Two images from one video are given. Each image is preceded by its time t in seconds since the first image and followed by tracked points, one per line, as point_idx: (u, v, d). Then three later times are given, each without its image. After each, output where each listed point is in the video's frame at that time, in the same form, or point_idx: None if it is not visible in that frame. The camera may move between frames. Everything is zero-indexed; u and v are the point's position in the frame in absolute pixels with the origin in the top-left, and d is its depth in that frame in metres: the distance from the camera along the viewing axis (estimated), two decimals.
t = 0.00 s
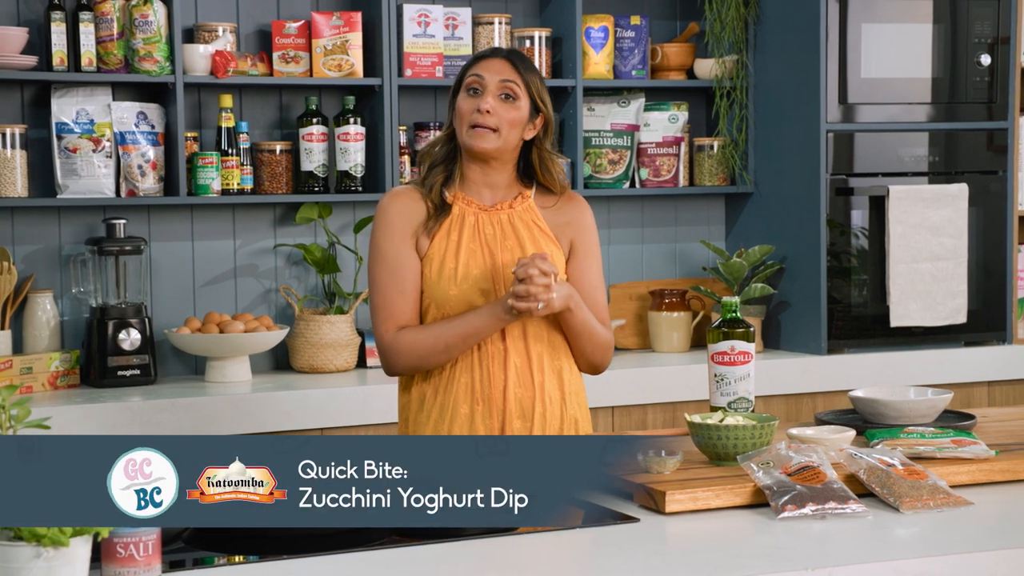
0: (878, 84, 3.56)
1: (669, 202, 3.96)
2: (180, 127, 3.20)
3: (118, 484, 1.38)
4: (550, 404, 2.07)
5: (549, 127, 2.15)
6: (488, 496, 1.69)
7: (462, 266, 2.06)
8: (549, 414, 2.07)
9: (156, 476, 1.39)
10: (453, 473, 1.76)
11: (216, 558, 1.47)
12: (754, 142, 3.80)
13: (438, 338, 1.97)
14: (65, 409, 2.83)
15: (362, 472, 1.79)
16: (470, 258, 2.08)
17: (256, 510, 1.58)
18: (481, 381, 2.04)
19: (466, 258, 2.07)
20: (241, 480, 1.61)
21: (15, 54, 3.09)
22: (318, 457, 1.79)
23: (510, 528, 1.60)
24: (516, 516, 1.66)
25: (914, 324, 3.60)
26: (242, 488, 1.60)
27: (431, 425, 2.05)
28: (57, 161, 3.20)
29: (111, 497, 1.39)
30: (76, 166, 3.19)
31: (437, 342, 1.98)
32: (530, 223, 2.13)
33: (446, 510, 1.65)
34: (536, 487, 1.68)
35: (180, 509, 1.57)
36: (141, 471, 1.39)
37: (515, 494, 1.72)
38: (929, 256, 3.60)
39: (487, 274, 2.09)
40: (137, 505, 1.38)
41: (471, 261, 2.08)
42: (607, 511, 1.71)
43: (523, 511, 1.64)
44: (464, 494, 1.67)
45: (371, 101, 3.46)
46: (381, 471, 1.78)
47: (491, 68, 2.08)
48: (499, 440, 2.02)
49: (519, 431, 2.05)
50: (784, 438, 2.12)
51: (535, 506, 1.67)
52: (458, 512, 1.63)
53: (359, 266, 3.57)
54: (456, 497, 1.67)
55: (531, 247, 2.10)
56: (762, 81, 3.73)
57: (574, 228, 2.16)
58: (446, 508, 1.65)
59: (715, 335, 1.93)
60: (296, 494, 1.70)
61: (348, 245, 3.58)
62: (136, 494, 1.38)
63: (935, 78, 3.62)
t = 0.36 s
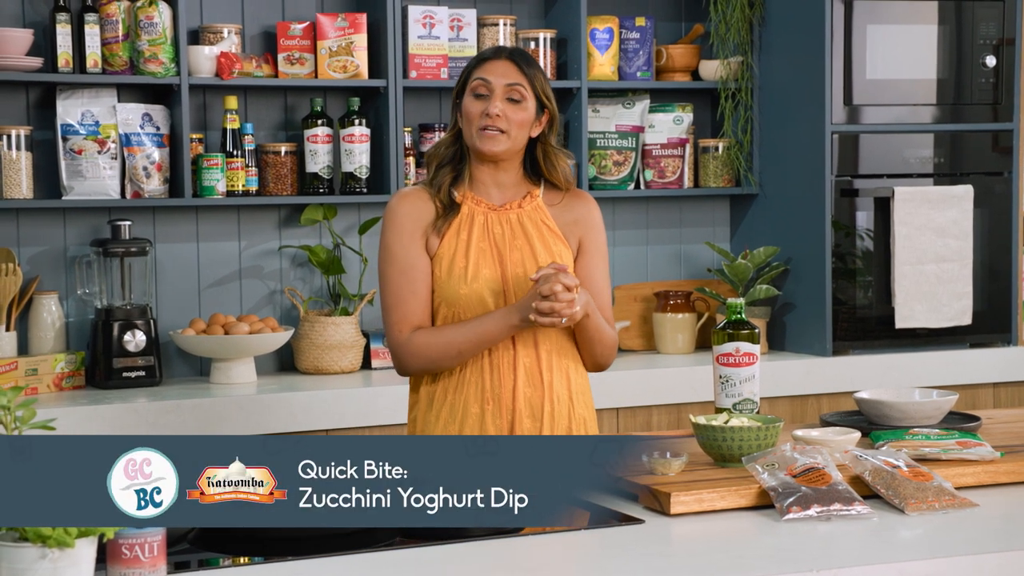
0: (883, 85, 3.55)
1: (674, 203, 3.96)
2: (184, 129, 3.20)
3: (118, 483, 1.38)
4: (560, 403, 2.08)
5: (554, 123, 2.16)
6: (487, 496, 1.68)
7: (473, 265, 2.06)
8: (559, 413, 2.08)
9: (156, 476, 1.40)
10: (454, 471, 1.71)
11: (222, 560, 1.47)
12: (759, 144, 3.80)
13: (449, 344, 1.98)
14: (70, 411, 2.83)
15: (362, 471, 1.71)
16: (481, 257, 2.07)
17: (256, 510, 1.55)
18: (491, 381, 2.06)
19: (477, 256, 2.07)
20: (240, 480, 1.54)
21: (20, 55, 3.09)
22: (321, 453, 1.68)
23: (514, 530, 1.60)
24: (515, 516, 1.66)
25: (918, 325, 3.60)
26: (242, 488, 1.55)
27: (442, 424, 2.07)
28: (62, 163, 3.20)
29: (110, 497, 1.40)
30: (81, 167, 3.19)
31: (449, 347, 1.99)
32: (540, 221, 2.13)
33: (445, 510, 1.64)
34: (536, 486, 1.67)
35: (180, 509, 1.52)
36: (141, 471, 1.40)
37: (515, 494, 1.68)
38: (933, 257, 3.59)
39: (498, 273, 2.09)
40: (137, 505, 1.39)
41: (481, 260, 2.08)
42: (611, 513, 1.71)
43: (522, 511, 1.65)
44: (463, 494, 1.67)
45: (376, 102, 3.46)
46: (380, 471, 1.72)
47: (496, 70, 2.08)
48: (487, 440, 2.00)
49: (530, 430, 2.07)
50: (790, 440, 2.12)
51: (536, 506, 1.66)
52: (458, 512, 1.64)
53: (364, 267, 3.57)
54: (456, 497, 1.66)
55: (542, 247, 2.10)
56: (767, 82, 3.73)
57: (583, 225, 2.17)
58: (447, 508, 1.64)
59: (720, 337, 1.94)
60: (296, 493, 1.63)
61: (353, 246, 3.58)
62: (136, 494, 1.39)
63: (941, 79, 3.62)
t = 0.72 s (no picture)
0: (886, 85, 3.55)
1: (677, 202, 3.96)
2: (187, 128, 3.20)
3: (118, 483, 1.40)
4: (562, 402, 2.10)
5: (557, 122, 2.16)
6: (488, 496, 1.66)
7: (475, 265, 2.08)
8: (562, 413, 2.10)
9: (156, 476, 1.41)
10: (454, 469, 1.65)
11: (225, 558, 1.47)
12: (762, 143, 3.80)
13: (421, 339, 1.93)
14: (72, 409, 2.83)
15: (362, 472, 1.66)
16: (483, 256, 2.09)
17: (256, 510, 1.54)
18: (491, 380, 2.08)
19: (479, 256, 2.09)
20: (240, 479, 1.53)
21: (23, 54, 3.09)
22: (322, 453, 1.63)
23: (517, 530, 1.61)
24: (515, 516, 1.66)
25: (920, 324, 3.60)
26: (242, 488, 1.53)
27: (441, 421, 2.09)
28: (65, 162, 3.19)
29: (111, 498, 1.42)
30: (84, 166, 3.19)
31: (416, 338, 1.94)
32: (545, 221, 2.14)
33: (446, 510, 1.64)
34: (535, 485, 1.66)
35: (179, 510, 1.50)
36: (141, 471, 1.41)
37: (516, 493, 1.67)
38: (936, 257, 3.60)
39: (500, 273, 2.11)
40: (137, 505, 1.40)
41: (484, 260, 2.09)
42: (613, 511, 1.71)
43: (522, 510, 1.65)
44: (463, 493, 1.65)
45: (379, 102, 3.46)
46: (380, 471, 1.66)
47: (499, 71, 2.09)
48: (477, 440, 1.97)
49: (531, 428, 2.09)
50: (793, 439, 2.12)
51: (535, 506, 1.66)
52: (458, 512, 1.65)
53: (367, 266, 3.57)
54: (456, 497, 1.65)
55: (546, 246, 2.11)
56: (770, 81, 3.73)
57: (590, 225, 2.16)
58: (447, 508, 1.64)
59: (723, 335, 1.93)
60: (296, 493, 1.60)
61: (356, 245, 3.59)
62: (136, 494, 1.40)
63: (944, 78, 3.62)
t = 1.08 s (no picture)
0: (887, 82, 3.55)
1: (677, 199, 3.96)
2: (187, 126, 3.20)
3: (118, 483, 1.38)
4: (574, 396, 2.14)
5: (559, 117, 2.20)
6: (488, 496, 1.65)
7: (489, 260, 2.11)
8: (573, 407, 2.14)
9: (156, 476, 1.39)
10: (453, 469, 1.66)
11: (225, 556, 1.47)
12: (762, 140, 3.80)
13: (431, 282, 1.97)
14: (72, 406, 2.83)
15: (363, 472, 1.68)
16: (496, 250, 2.12)
17: (256, 510, 1.54)
18: (504, 375, 2.10)
19: (494, 251, 2.12)
20: (241, 480, 1.53)
21: (23, 51, 3.09)
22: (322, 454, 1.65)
23: (518, 527, 1.60)
24: (516, 516, 1.64)
25: (921, 321, 3.60)
26: (242, 488, 1.53)
27: (452, 416, 2.10)
28: (65, 159, 3.19)
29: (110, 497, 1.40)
30: (84, 164, 3.19)
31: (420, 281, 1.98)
32: (553, 218, 2.18)
33: (446, 510, 1.64)
34: (535, 485, 1.64)
35: (180, 510, 1.52)
36: (141, 471, 1.39)
37: (515, 493, 1.66)
38: (937, 254, 3.60)
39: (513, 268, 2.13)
40: (137, 504, 1.38)
41: (498, 255, 2.12)
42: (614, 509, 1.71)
43: (522, 510, 1.63)
44: (463, 493, 1.65)
45: (380, 99, 3.46)
46: (380, 472, 1.68)
47: (499, 67, 2.10)
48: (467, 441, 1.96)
49: (544, 423, 2.12)
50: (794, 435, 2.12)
51: (535, 507, 1.64)
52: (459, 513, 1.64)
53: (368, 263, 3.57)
54: (456, 497, 1.64)
55: (557, 242, 2.15)
56: (771, 79, 3.73)
57: (595, 224, 2.22)
58: (447, 508, 1.64)
59: (724, 332, 1.93)
60: (295, 493, 1.61)
61: (356, 243, 3.59)
62: (136, 494, 1.38)
63: (945, 75, 3.61)
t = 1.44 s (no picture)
0: (884, 80, 3.56)
1: (675, 198, 3.96)
2: (185, 124, 3.19)
3: (118, 483, 1.37)
4: (576, 394, 2.14)
5: (558, 115, 2.20)
6: (488, 496, 1.67)
7: (490, 257, 2.11)
8: (575, 405, 2.14)
9: (156, 476, 1.39)
10: (454, 470, 1.68)
11: (222, 554, 1.47)
12: (760, 138, 3.80)
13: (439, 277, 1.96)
14: (69, 404, 2.83)
15: (362, 471, 1.69)
16: (496, 248, 2.12)
17: (256, 510, 1.54)
18: (505, 372, 2.11)
19: (494, 248, 2.12)
20: (241, 480, 1.53)
21: (20, 49, 3.09)
22: (322, 454, 1.67)
23: (514, 525, 1.60)
24: (516, 516, 1.64)
25: (918, 320, 3.60)
26: (242, 488, 1.53)
27: (453, 414, 2.10)
28: (62, 157, 3.19)
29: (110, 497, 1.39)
30: (81, 162, 3.18)
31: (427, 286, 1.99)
32: (552, 216, 2.18)
33: (446, 510, 1.65)
34: (536, 485, 1.65)
35: (180, 509, 1.54)
36: (141, 471, 1.39)
37: (515, 493, 1.68)
38: (935, 253, 3.60)
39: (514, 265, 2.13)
40: (137, 505, 1.37)
41: (498, 252, 2.12)
42: (611, 506, 1.71)
43: (522, 510, 1.63)
44: (463, 494, 1.67)
45: (377, 97, 3.46)
46: (380, 471, 1.70)
47: (498, 67, 2.10)
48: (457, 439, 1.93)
49: (547, 421, 2.12)
50: (791, 433, 2.12)
51: (535, 507, 1.64)
52: (459, 512, 1.65)
53: (365, 262, 3.57)
54: (456, 497, 1.66)
55: (557, 239, 2.15)
56: (769, 77, 3.73)
57: (592, 223, 2.22)
58: (447, 508, 1.65)
59: (721, 330, 1.93)
60: (296, 493, 1.62)
61: (354, 241, 3.59)
62: (136, 494, 1.38)
63: (942, 73, 3.62)
